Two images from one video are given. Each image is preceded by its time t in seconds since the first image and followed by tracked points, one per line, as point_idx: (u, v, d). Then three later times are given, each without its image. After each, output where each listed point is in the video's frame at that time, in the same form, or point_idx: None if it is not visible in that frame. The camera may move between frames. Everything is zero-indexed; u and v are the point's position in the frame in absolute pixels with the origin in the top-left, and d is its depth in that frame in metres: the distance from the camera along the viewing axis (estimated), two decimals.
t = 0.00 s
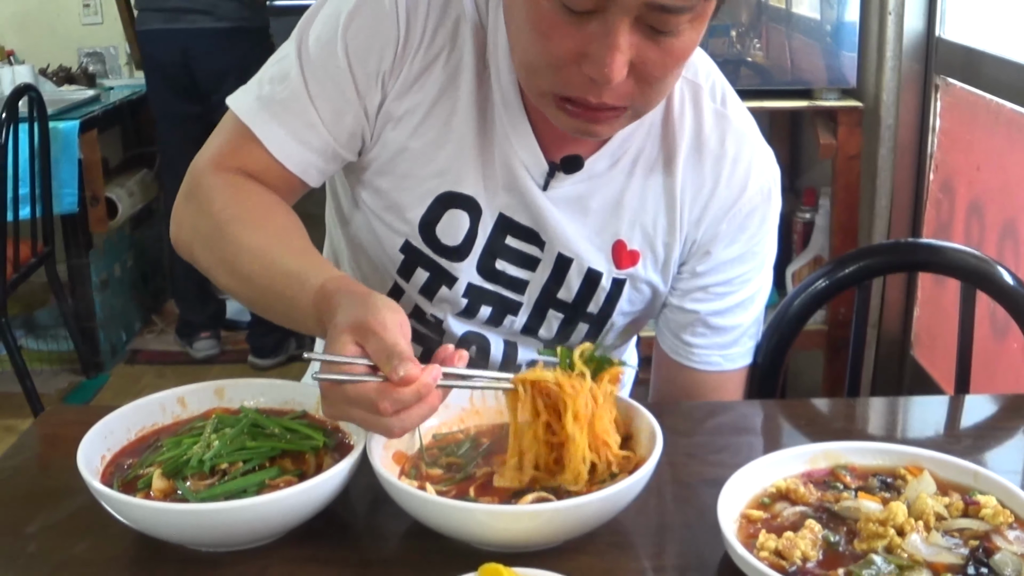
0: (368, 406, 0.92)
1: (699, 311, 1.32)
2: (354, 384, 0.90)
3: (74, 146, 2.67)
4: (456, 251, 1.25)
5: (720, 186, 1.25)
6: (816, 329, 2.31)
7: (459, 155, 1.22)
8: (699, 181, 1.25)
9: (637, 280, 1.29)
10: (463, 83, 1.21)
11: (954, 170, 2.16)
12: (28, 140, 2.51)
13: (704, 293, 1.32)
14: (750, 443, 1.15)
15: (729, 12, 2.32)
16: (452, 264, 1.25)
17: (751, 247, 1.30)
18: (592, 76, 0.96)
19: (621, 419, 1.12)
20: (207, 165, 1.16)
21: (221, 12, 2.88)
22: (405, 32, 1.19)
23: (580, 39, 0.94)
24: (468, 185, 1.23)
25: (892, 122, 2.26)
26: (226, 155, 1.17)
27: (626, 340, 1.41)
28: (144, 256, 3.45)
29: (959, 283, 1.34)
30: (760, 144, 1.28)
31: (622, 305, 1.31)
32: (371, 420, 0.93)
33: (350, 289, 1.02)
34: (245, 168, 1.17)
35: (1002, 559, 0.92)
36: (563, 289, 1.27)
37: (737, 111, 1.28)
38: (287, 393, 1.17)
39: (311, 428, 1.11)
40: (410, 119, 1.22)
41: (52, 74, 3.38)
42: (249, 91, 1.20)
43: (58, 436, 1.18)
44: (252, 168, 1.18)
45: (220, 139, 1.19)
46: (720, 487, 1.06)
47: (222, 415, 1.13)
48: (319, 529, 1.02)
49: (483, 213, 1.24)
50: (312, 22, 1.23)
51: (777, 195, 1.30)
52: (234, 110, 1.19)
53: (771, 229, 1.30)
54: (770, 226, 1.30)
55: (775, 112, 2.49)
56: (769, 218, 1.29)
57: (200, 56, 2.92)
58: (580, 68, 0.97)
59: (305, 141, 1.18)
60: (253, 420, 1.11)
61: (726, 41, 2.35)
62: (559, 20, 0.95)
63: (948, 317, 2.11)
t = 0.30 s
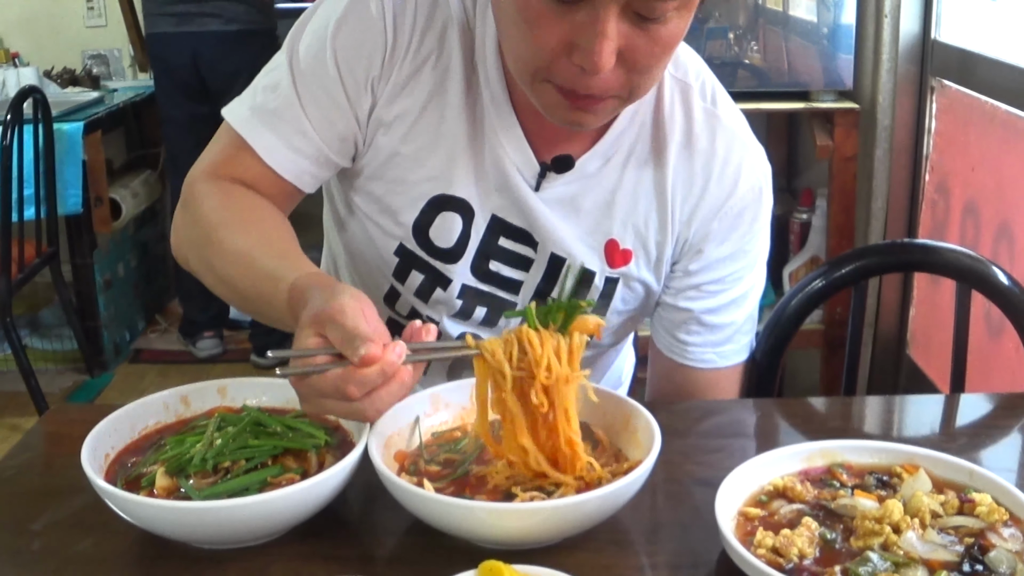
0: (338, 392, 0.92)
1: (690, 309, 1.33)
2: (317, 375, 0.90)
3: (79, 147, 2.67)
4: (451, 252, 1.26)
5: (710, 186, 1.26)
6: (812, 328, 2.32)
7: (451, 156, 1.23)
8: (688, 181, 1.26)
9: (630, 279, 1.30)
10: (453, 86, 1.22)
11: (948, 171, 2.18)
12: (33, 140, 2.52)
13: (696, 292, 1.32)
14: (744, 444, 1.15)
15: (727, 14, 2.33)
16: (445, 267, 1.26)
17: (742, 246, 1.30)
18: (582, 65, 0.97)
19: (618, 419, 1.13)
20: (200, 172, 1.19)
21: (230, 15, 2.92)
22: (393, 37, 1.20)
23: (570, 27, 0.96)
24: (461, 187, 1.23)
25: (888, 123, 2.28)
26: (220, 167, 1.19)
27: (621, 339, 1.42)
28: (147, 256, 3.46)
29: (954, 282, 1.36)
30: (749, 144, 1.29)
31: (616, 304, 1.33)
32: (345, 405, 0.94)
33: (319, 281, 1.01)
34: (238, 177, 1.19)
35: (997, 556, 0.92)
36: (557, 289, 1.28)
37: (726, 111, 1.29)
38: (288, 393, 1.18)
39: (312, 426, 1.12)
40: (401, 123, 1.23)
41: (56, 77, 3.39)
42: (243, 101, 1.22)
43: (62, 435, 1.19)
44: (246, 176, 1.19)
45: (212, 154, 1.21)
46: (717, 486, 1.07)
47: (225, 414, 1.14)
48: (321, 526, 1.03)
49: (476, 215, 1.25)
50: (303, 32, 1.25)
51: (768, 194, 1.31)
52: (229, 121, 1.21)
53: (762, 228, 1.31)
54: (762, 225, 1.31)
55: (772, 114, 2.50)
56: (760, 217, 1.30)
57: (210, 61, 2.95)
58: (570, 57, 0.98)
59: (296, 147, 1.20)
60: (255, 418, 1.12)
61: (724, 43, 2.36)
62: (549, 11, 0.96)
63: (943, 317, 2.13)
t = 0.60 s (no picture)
0: (327, 346, 0.91)
1: (684, 305, 1.34)
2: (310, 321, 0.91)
3: (83, 148, 2.69)
4: (447, 251, 1.27)
5: (702, 184, 1.28)
6: (809, 328, 2.34)
7: (445, 155, 1.24)
8: (680, 179, 1.27)
9: (624, 276, 1.31)
10: (445, 86, 1.23)
11: (944, 173, 2.20)
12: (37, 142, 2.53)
13: (690, 288, 1.33)
14: (737, 445, 1.16)
15: (725, 16, 2.33)
16: (441, 265, 1.27)
17: (734, 243, 1.32)
18: (571, 60, 0.98)
19: (615, 418, 1.14)
20: (197, 172, 1.19)
21: (235, 18, 2.94)
22: (385, 39, 1.21)
23: (559, 23, 0.97)
24: (456, 185, 1.25)
25: (884, 125, 2.30)
26: (216, 165, 1.19)
27: (616, 337, 1.42)
28: (151, 255, 3.47)
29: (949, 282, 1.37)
30: (740, 143, 1.30)
31: (611, 302, 1.33)
32: (333, 360, 0.92)
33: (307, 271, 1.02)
34: (232, 176, 1.19)
35: (992, 553, 0.93)
36: (551, 286, 1.29)
37: (718, 110, 1.30)
38: (290, 392, 1.19)
39: (314, 425, 1.13)
40: (395, 123, 1.24)
41: (60, 79, 3.41)
42: (238, 103, 1.23)
43: (66, 434, 1.20)
44: (239, 176, 1.20)
45: (207, 151, 1.22)
46: (714, 484, 1.09)
47: (227, 413, 1.15)
48: (321, 524, 1.04)
49: (471, 214, 1.26)
50: (297, 34, 1.26)
51: (760, 192, 1.32)
52: (224, 124, 1.22)
53: (754, 226, 1.32)
54: (754, 222, 1.32)
55: (769, 116, 2.52)
56: (752, 214, 1.31)
57: (215, 63, 2.97)
58: (560, 53, 0.99)
59: (291, 146, 1.20)
60: (257, 416, 1.14)
61: (721, 46, 2.36)
62: (539, 8, 0.97)
63: (938, 316, 2.14)
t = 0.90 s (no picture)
0: (365, 298, 0.88)
1: (683, 305, 1.35)
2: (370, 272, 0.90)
3: (87, 149, 2.70)
4: (446, 251, 1.28)
5: (700, 185, 1.29)
6: (806, 327, 2.35)
7: (444, 156, 1.25)
8: (678, 180, 1.28)
9: (623, 276, 1.32)
10: (443, 88, 1.24)
11: (939, 174, 2.21)
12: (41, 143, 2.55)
13: (690, 288, 1.35)
14: (734, 444, 1.17)
15: (723, 20, 2.37)
16: (442, 265, 1.28)
17: (733, 242, 1.33)
18: (569, 72, 0.99)
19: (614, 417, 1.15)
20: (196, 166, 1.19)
21: (237, 21, 2.95)
22: (384, 41, 1.22)
23: (556, 36, 0.98)
24: (456, 186, 1.26)
25: (880, 126, 2.31)
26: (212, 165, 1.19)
27: (616, 336, 1.44)
28: (155, 255, 3.49)
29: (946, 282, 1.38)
30: (739, 144, 1.31)
31: (612, 302, 1.34)
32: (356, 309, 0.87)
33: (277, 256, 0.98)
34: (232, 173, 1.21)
35: (987, 550, 0.94)
36: (552, 286, 1.30)
37: (717, 112, 1.31)
38: (292, 390, 1.20)
39: (316, 423, 1.15)
40: (394, 124, 1.25)
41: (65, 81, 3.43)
42: (235, 103, 1.24)
43: (70, 432, 1.22)
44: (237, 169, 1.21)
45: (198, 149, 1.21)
46: (711, 482, 1.10)
47: (230, 412, 1.16)
48: (322, 521, 1.05)
49: (471, 215, 1.27)
50: (296, 36, 1.27)
51: (759, 193, 1.33)
52: (220, 124, 1.24)
53: (753, 226, 1.33)
54: (752, 222, 1.33)
55: (767, 117, 2.54)
56: (750, 214, 1.32)
57: (217, 66, 2.98)
58: (558, 65, 1.00)
59: (282, 148, 1.22)
60: (260, 416, 1.15)
61: (719, 48, 2.41)
62: (537, 20, 0.98)
63: (933, 316, 2.15)
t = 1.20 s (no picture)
0: (340, 308, 0.91)
1: (683, 305, 1.36)
2: (349, 281, 0.92)
3: (91, 151, 2.71)
4: (448, 250, 1.29)
5: (701, 186, 1.30)
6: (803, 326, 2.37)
7: (446, 158, 1.26)
8: (679, 181, 1.30)
9: (624, 276, 1.33)
10: (445, 90, 1.25)
11: (934, 175, 2.22)
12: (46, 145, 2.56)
13: (690, 288, 1.36)
14: (734, 442, 1.18)
15: (720, 22, 2.40)
16: (444, 265, 1.29)
17: (733, 244, 1.34)
18: (569, 80, 1.00)
19: (615, 416, 1.16)
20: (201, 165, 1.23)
21: (237, 25, 2.96)
22: (386, 43, 1.24)
23: (556, 44, 0.98)
24: (457, 187, 1.27)
25: (876, 127, 2.33)
26: (223, 185, 1.18)
27: (616, 336, 1.45)
28: (158, 255, 3.50)
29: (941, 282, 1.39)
30: (739, 146, 1.32)
31: (613, 302, 1.35)
32: (333, 323, 0.92)
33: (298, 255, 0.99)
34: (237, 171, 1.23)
35: (982, 548, 0.95)
36: (553, 286, 1.31)
37: (717, 114, 1.32)
38: (295, 388, 1.21)
39: (318, 421, 1.16)
40: (396, 126, 1.26)
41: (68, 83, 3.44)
42: (239, 105, 1.26)
43: (75, 430, 1.23)
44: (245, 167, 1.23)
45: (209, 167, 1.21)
46: (709, 480, 1.11)
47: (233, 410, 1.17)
48: (325, 518, 1.06)
49: (473, 215, 1.28)
50: (300, 40, 1.29)
51: (759, 195, 1.34)
52: (225, 125, 1.25)
53: (753, 227, 1.34)
54: (752, 223, 1.34)
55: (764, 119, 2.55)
56: (750, 215, 1.33)
57: (218, 69, 2.99)
58: (557, 72, 1.01)
59: (283, 148, 1.24)
60: (262, 414, 1.16)
61: (716, 51, 2.43)
62: (537, 28, 0.99)
63: (928, 316, 2.16)
